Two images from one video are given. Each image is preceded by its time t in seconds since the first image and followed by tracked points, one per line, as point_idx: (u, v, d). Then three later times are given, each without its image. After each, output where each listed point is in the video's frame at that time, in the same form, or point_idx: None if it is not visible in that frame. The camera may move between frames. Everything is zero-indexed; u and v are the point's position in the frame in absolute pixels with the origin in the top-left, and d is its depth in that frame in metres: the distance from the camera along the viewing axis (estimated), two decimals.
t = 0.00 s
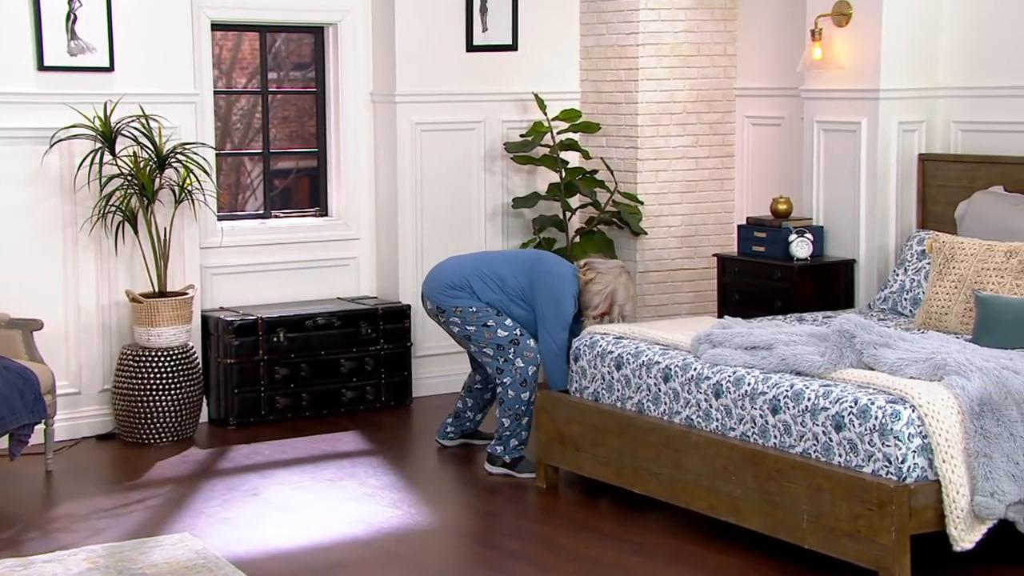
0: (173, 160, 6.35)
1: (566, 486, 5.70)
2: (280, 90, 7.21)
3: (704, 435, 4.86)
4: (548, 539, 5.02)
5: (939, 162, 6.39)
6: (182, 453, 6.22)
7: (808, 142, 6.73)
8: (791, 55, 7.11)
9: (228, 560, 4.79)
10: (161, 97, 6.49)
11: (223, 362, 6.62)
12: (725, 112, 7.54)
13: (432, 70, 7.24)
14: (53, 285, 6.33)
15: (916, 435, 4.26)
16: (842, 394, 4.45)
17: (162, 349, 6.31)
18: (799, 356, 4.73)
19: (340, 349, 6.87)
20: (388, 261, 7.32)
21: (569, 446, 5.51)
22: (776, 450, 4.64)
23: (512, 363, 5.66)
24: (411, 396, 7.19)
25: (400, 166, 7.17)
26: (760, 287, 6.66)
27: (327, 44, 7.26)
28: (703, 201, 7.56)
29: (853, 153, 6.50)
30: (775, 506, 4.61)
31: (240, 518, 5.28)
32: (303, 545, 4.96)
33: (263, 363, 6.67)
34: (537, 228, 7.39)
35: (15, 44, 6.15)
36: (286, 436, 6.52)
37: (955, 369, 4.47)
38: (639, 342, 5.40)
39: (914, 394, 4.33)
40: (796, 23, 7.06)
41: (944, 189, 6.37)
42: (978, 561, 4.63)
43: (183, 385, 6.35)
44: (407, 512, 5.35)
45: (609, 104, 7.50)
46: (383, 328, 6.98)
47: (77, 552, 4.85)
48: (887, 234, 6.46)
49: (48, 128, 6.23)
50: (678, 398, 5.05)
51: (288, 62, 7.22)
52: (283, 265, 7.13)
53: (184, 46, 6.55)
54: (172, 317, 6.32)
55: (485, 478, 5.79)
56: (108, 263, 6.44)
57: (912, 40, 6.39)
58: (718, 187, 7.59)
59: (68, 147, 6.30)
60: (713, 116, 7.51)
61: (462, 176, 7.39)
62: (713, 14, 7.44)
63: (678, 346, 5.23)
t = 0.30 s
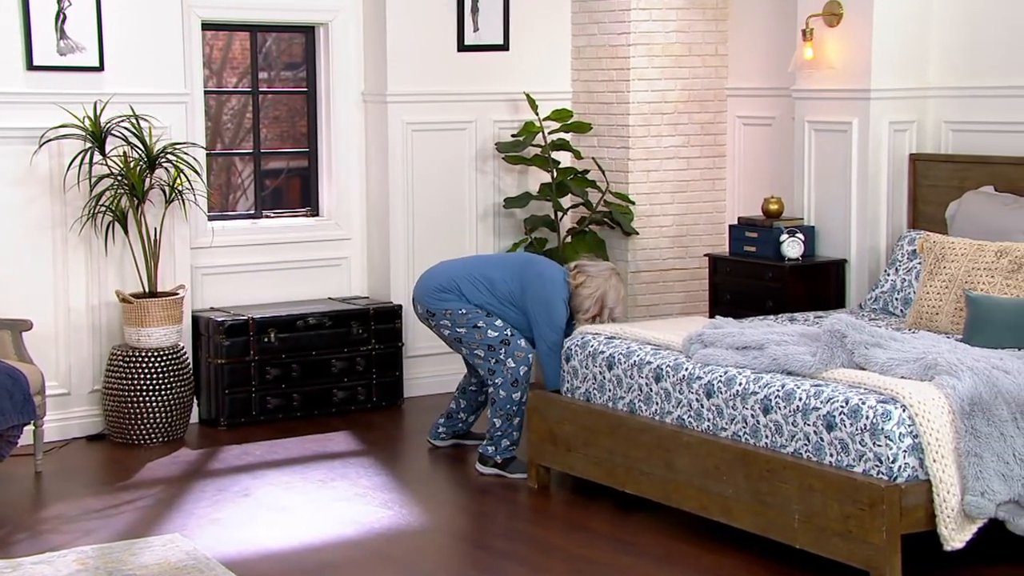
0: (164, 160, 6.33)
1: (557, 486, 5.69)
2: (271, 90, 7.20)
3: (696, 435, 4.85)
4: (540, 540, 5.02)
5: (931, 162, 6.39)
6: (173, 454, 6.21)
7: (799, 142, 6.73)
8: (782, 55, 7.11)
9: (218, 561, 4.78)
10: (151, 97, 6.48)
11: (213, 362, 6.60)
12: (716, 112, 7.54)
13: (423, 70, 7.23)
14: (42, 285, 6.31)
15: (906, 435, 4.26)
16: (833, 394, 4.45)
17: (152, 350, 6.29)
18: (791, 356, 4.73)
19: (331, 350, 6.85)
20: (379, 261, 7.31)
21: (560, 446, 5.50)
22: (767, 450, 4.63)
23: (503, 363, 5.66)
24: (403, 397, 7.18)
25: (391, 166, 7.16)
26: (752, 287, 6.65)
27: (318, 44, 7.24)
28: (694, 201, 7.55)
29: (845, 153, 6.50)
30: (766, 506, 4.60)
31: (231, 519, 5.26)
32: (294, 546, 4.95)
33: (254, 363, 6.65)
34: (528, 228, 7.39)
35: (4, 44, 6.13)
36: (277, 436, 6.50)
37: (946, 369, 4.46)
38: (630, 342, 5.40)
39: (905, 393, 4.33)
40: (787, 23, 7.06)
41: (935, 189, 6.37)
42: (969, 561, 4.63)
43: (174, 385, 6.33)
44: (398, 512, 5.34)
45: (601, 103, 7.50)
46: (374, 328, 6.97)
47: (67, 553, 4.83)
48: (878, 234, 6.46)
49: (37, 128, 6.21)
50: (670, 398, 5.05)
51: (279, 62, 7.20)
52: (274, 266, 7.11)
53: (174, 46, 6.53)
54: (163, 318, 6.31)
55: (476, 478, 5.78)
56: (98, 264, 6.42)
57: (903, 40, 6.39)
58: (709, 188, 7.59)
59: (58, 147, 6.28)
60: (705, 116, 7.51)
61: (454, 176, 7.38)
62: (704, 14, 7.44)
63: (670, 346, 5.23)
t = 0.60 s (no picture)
0: (160, 160, 6.33)
1: (554, 487, 5.69)
2: (268, 90, 7.20)
3: (692, 435, 4.85)
4: (537, 539, 5.02)
5: (927, 162, 6.39)
6: (170, 454, 6.21)
7: (796, 142, 6.73)
8: (779, 55, 7.11)
9: (215, 561, 4.78)
10: (149, 97, 6.47)
11: (211, 362, 6.60)
12: (714, 112, 7.54)
13: (421, 70, 7.22)
14: (39, 285, 6.30)
15: (903, 435, 4.26)
16: (830, 394, 4.45)
17: (149, 350, 6.28)
18: (788, 356, 4.73)
19: (328, 350, 6.85)
20: (376, 261, 7.31)
21: (557, 446, 5.50)
22: (764, 450, 4.63)
23: (497, 359, 5.64)
24: (400, 397, 7.17)
25: (388, 166, 7.15)
26: (748, 287, 6.66)
27: (314, 44, 7.24)
28: (691, 200, 7.55)
29: (842, 153, 6.50)
30: (763, 506, 4.60)
31: (229, 519, 5.26)
32: (291, 546, 4.94)
33: (251, 364, 6.65)
34: (525, 228, 7.40)
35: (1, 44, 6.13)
36: (274, 436, 6.50)
37: (943, 369, 4.46)
38: (627, 342, 5.40)
39: (902, 393, 4.33)
40: (784, 23, 7.06)
41: (932, 189, 6.38)
42: (966, 561, 4.63)
43: (170, 386, 6.33)
44: (396, 512, 5.34)
45: (598, 103, 7.50)
46: (371, 328, 6.97)
47: (64, 553, 4.82)
48: (875, 234, 6.46)
49: (34, 127, 6.21)
50: (667, 398, 5.05)
51: (276, 62, 7.20)
52: (271, 266, 7.11)
53: (171, 46, 6.53)
54: (160, 318, 6.30)
55: (473, 478, 5.78)
56: (95, 264, 6.41)
57: (900, 40, 6.39)
58: (706, 187, 7.59)
59: (54, 146, 6.28)
60: (702, 116, 7.51)
61: (451, 176, 7.38)
62: (701, 13, 7.44)
63: (667, 346, 5.23)
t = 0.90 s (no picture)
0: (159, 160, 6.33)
1: (554, 487, 5.69)
2: (268, 90, 7.20)
3: (692, 435, 4.85)
4: (536, 539, 5.02)
5: (927, 162, 6.39)
6: (170, 454, 6.21)
7: (796, 142, 6.73)
8: (779, 55, 7.11)
9: (215, 561, 4.77)
10: (148, 98, 6.47)
11: (210, 362, 6.60)
12: (713, 112, 7.54)
13: (420, 70, 7.22)
14: (38, 285, 6.30)
15: (903, 436, 4.26)
16: (830, 394, 4.45)
17: (148, 350, 6.28)
18: (788, 356, 4.73)
19: (328, 350, 6.85)
20: (375, 261, 7.31)
21: (557, 446, 5.50)
22: (764, 450, 4.63)
23: (489, 356, 5.63)
24: (399, 397, 7.17)
25: (388, 166, 7.15)
26: (748, 287, 6.65)
27: (314, 43, 7.24)
28: (691, 200, 7.55)
29: (841, 153, 6.50)
30: (762, 506, 4.60)
31: (228, 519, 5.26)
32: (291, 546, 4.94)
33: (251, 364, 6.65)
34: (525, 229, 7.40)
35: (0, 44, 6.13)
36: (274, 436, 6.50)
37: (943, 369, 4.46)
38: (627, 342, 5.41)
39: (901, 393, 4.33)
40: (784, 23, 7.06)
41: (932, 189, 6.38)
42: (966, 561, 4.63)
43: (170, 386, 6.33)
44: (395, 513, 5.34)
45: (598, 103, 7.49)
46: (371, 328, 6.97)
47: (63, 554, 4.82)
48: (875, 234, 6.46)
49: (33, 127, 6.20)
50: (666, 398, 5.05)
51: (275, 62, 7.20)
52: (271, 265, 7.11)
53: (170, 46, 6.52)
54: (159, 318, 6.30)
55: (473, 478, 5.78)
56: (94, 264, 6.41)
57: (899, 39, 6.39)
58: (706, 187, 7.59)
59: (54, 147, 6.27)
60: (702, 116, 7.51)
61: (451, 176, 7.38)
62: (701, 13, 7.44)
63: (667, 346, 5.23)
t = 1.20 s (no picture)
0: (159, 160, 6.32)
1: (554, 486, 5.69)
2: (268, 90, 7.19)
3: (692, 435, 4.85)
4: (536, 539, 5.02)
5: (927, 162, 6.39)
6: (169, 453, 6.21)
7: (796, 141, 6.72)
8: (779, 55, 7.11)
9: (215, 561, 4.77)
10: (149, 98, 6.47)
11: (210, 362, 6.60)
12: (713, 112, 7.54)
13: (420, 70, 7.22)
14: (38, 285, 6.30)
15: (903, 435, 4.26)
16: (830, 394, 4.45)
17: (148, 350, 6.28)
18: (788, 356, 4.73)
19: (328, 350, 6.85)
20: (375, 261, 7.31)
21: (557, 446, 5.50)
22: (764, 450, 4.63)
23: (458, 352, 5.70)
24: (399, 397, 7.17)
25: (388, 166, 7.15)
26: (748, 287, 6.65)
27: (314, 44, 7.24)
28: (690, 200, 7.55)
29: (842, 153, 6.49)
30: (762, 506, 4.60)
31: (228, 519, 5.26)
32: (291, 546, 4.94)
33: (250, 364, 6.65)
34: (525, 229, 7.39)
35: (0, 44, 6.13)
36: (274, 437, 6.50)
37: (943, 369, 4.46)
38: (627, 342, 5.41)
39: (901, 393, 4.33)
40: (784, 22, 7.05)
41: (932, 189, 6.38)
42: (966, 561, 4.63)
43: (170, 385, 6.33)
44: (395, 512, 5.34)
45: (597, 103, 7.49)
46: (371, 328, 6.97)
47: (63, 554, 4.82)
48: (875, 234, 6.45)
49: (33, 127, 6.20)
50: (666, 398, 5.05)
51: (275, 62, 7.20)
52: (271, 265, 7.11)
53: (170, 46, 6.52)
54: (159, 318, 6.30)
55: (473, 478, 5.78)
56: (94, 264, 6.41)
57: (899, 39, 6.39)
58: (706, 187, 7.59)
59: (54, 147, 6.27)
60: (702, 116, 7.51)
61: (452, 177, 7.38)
62: (701, 13, 7.44)
63: (667, 346, 5.23)
